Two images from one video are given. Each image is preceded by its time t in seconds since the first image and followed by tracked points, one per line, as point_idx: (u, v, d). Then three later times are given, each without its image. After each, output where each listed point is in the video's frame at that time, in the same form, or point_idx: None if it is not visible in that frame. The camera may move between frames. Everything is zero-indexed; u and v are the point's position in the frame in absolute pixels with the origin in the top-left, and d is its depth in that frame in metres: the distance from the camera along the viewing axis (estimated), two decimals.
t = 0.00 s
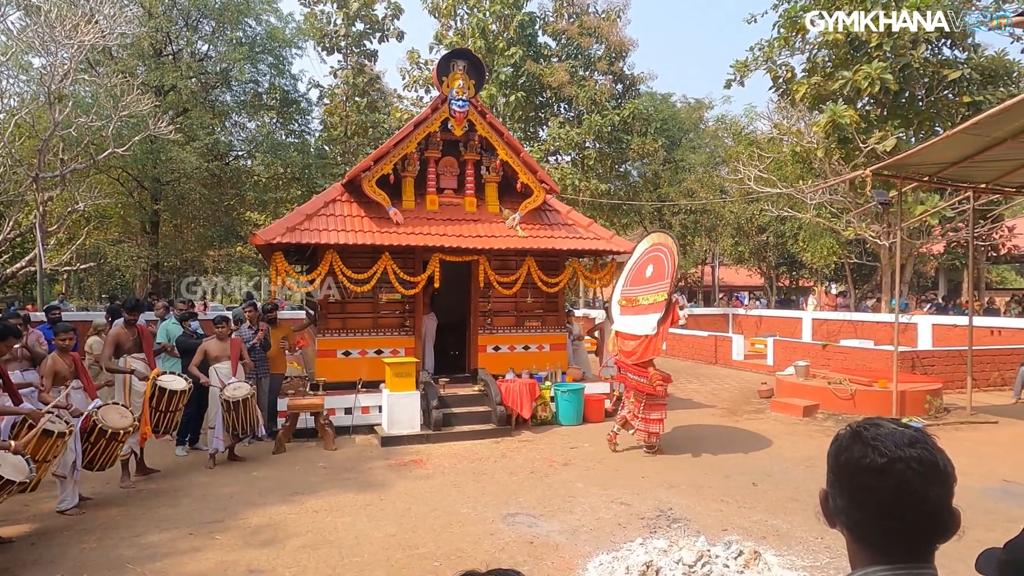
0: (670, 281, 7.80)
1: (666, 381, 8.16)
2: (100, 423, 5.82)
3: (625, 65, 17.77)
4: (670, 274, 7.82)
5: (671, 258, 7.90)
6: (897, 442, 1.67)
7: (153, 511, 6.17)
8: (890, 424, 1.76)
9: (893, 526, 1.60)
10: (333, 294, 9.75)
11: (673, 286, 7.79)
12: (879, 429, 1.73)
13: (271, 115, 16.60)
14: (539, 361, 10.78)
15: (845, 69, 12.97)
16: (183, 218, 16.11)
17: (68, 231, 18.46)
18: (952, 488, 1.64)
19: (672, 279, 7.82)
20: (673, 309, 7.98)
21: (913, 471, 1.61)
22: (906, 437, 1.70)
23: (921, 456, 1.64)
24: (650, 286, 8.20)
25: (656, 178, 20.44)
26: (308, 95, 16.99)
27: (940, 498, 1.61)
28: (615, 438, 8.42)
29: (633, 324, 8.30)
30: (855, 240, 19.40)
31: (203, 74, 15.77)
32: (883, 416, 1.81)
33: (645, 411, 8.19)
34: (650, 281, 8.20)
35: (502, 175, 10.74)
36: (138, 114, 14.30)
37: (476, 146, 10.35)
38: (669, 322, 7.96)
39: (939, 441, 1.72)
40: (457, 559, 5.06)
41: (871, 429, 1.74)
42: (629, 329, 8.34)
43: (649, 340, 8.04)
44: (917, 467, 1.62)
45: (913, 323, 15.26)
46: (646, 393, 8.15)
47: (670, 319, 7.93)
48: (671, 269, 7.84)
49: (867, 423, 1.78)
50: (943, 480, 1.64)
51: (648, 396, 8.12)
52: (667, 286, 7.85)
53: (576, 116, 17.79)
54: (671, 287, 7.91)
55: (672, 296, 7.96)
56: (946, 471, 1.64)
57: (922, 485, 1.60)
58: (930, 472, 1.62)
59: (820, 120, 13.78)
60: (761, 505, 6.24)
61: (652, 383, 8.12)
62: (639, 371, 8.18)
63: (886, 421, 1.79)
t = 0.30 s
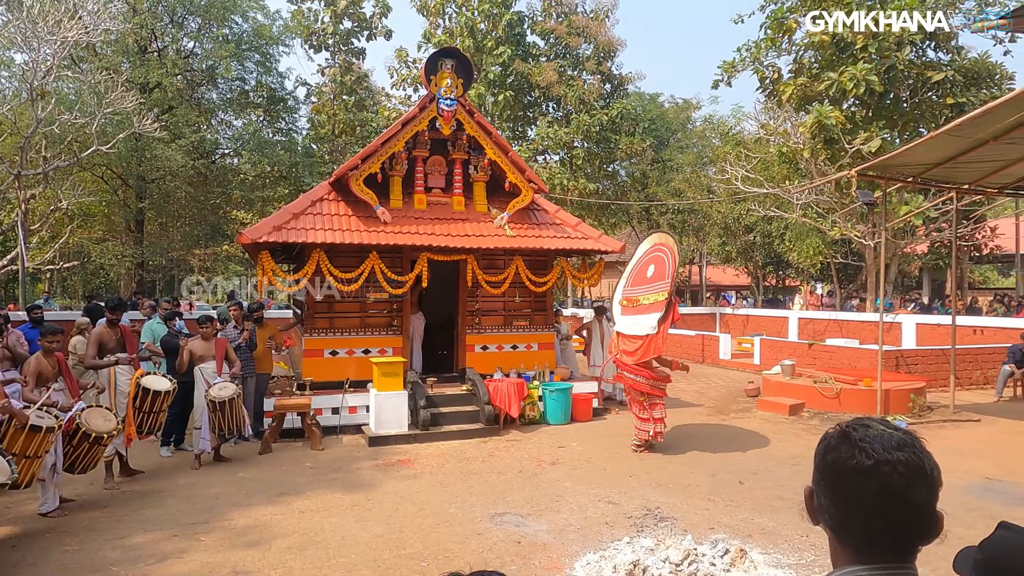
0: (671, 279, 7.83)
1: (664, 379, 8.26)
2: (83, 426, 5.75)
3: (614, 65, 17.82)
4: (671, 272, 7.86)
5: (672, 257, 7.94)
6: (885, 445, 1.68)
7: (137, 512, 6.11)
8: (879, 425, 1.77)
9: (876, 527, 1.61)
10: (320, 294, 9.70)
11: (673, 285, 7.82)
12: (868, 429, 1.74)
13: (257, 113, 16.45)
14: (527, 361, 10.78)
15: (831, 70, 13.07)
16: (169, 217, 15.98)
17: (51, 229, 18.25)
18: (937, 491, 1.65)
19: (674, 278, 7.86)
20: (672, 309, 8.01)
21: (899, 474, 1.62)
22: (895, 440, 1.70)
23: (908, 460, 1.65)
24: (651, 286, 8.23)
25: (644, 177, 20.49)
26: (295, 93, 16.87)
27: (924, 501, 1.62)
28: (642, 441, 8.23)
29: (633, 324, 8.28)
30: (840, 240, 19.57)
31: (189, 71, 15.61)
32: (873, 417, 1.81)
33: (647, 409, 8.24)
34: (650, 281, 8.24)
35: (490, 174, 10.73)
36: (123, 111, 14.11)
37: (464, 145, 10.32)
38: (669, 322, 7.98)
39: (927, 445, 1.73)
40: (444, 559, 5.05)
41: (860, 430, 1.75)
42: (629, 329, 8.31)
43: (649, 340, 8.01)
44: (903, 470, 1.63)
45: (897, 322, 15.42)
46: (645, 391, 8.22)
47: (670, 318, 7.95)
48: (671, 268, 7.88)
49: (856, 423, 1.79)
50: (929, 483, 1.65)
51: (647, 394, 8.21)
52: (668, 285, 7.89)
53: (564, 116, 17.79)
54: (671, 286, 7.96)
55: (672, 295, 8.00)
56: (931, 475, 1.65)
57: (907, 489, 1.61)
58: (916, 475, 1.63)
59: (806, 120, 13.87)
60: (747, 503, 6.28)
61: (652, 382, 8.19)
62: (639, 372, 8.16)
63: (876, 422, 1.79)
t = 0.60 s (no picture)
0: (670, 282, 7.90)
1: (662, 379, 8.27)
2: (66, 430, 5.67)
3: (602, 65, 17.85)
4: (670, 275, 7.93)
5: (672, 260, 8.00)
6: (873, 447, 1.69)
7: (120, 514, 6.04)
8: (868, 428, 1.78)
9: (862, 530, 1.62)
10: (307, 293, 9.63)
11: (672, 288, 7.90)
12: (857, 432, 1.75)
13: (244, 111, 16.30)
14: (515, 360, 10.77)
15: (817, 72, 13.16)
16: (153, 215, 15.82)
17: (33, 228, 18.01)
18: (924, 495, 1.66)
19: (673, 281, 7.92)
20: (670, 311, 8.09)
21: (886, 478, 1.63)
22: (883, 443, 1.71)
23: (896, 464, 1.65)
24: (651, 289, 8.26)
25: (631, 177, 20.57)
26: (282, 91, 16.74)
27: (911, 505, 1.63)
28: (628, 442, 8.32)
29: (632, 326, 8.30)
30: (826, 240, 19.73)
31: (174, 69, 15.44)
32: (861, 421, 1.82)
33: (639, 409, 8.32)
34: (651, 284, 8.26)
35: (478, 174, 10.69)
36: (107, 109, 13.96)
37: (452, 144, 10.29)
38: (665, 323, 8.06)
39: (916, 448, 1.74)
40: (432, 560, 5.03)
41: (849, 433, 1.75)
42: (627, 330, 8.34)
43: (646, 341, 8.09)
44: (891, 473, 1.63)
45: (882, 322, 15.57)
46: (640, 391, 8.25)
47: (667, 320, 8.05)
48: (671, 271, 7.96)
49: (845, 425, 1.80)
50: (916, 487, 1.66)
51: (643, 395, 8.24)
52: (667, 287, 7.98)
53: (553, 115, 17.80)
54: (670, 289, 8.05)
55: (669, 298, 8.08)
56: (919, 478, 1.66)
57: (894, 493, 1.62)
58: (903, 479, 1.64)
59: (792, 121, 13.96)
60: (734, 502, 6.31)
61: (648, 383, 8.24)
62: (635, 372, 8.19)
63: (865, 425, 1.80)
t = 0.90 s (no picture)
0: (670, 281, 7.88)
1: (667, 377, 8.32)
2: (54, 432, 5.61)
3: (591, 65, 17.88)
4: (669, 274, 7.87)
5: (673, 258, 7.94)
6: (860, 448, 1.70)
7: (106, 515, 5.99)
8: (856, 428, 1.79)
9: (849, 530, 1.63)
10: (295, 293, 9.58)
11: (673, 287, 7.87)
12: (845, 432, 1.77)
13: (231, 109, 16.21)
14: (504, 360, 10.77)
15: (804, 73, 13.24)
16: (139, 214, 15.66)
17: (16, 226, 17.78)
18: (911, 496, 1.68)
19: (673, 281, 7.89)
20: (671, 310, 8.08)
21: (874, 478, 1.65)
22: (871, 443, 1.73)
23: (883, 464, 1.67)
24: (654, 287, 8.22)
25: (620, 177, 20.61)
26: (269, 89, 16.64)
27: (898, 505, 1.65)
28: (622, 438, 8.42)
29: (636, 323, 8.30)
30: (812, 240, 19.88)
31: (161, 66, 15.29)
32: (850, 421, 1.84)
33: (641, 405, 8.42)
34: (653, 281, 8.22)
35: (467, 173, 10.68)
36: (91, 106, 13.79)
37: (441, 143, 10.26)
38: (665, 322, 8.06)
39: (903, 448, 1.76)
40: (421, 560, 5.02)
41: (837, 433, 1.77)
42: (631, 327, 8.39)
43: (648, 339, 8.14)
44: (878, 473, 1.65)
45: (867, 321, 15.73)
46: (642, 388, 8.32)
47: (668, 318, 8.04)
48: (673, 269, 7.91)
49: (834, 426, 1.82)
50: (903, 487, 1.68)
51: (646, 391, 8.31)
52: (666, 286, 7.91)
53: (542, 115, 17.81)
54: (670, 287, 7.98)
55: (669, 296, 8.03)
56: (906, 479, 1.68)
57: (881, 492, 1.64)
58: (890, 479, 1.66)
59: (780, 122, 14.05)
60: (721, 501, 6.35)
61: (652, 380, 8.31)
62: (637, 369, 8.27)
63: (852, 426, 1.82)
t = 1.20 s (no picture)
0: (664, 280, 8.18)
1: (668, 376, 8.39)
2: (40, 434, 5.55)
3: (581, 65, 17.90)
4: (665, 275, 8.16)
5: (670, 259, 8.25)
6: (847, 447, 1.71)
7: (91, 517, 5.93)
8: (843, 427, 1.80)
9: (835, 529, 1.64)
10: (283, 293, 9.53)
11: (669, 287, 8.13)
12: (832, 431, 1.77)
13: (219, 107, 16.10)
14: (494, 360, 10.76)
15: (793, 74, 13.31)
16: (126, 213, 15.51)
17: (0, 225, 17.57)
18: (897, 495, 1.69)
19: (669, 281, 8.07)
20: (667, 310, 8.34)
21: (861, 477, 1.65)
22: (858, 442, 1.74)
23: (870, 463, 1.68)
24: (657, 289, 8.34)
25: (610, 177, 20.66)
26: (258, 88, 16.53)
27: (885, 504, 1.66)
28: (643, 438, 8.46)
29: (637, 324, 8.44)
30: (801, 240, 20.01)
31: (148, 64, 15.14)
32: (836, 420, 1.85)
33: (650, 406, 8.39)
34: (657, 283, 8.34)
35: (457, 173, 10.66)
36: (77, 104, 13.64)
37: (431, 143, 10.24)
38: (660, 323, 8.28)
39: (889, 447, 1.77)
40: (410, 561, 5.01)
41: (824, 432, 1.78)
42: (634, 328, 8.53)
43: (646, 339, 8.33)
44: (865, 473, 1.66)
45: (855, 321, 15.85)
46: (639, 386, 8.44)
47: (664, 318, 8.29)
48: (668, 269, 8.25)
49: (820, 425, 1.83)
50: (890, 486, 1.68)
51: (646, 390, 8.38)
52: (661, 286, 8.20)
53: (532, 115, 17.81)
54: (665, 288, 8.26)
55: (664, 296, 8.33)
56: (891, 477, 1.69)
57: (868, 492, 1.64)
58: (877, 478, 1.67)
59: (768, 122, 14.12)
60: (710, 499, 6.38)
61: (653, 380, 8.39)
62: (636, 370, 8.41)
63: (839, 425, 1.83)
